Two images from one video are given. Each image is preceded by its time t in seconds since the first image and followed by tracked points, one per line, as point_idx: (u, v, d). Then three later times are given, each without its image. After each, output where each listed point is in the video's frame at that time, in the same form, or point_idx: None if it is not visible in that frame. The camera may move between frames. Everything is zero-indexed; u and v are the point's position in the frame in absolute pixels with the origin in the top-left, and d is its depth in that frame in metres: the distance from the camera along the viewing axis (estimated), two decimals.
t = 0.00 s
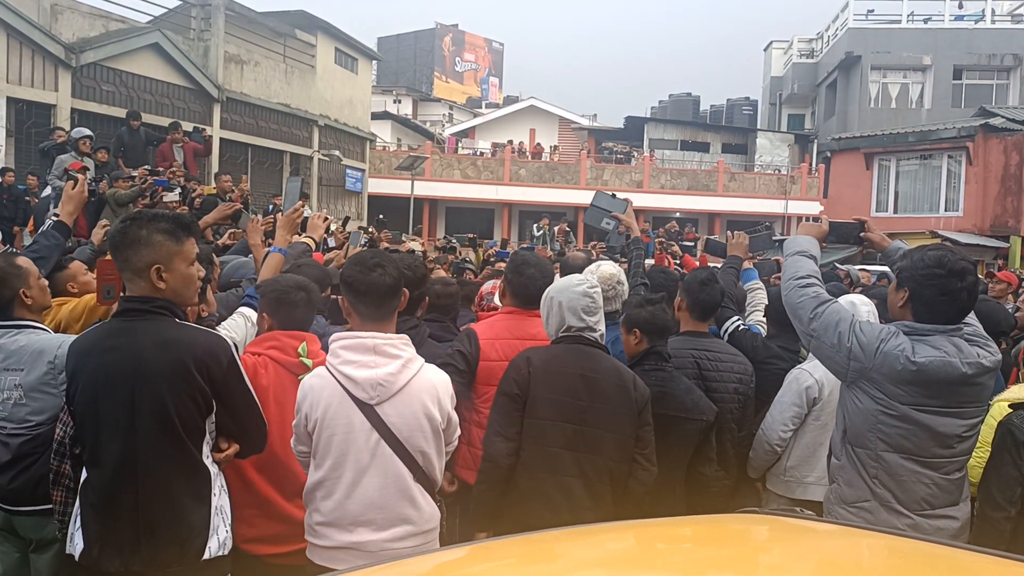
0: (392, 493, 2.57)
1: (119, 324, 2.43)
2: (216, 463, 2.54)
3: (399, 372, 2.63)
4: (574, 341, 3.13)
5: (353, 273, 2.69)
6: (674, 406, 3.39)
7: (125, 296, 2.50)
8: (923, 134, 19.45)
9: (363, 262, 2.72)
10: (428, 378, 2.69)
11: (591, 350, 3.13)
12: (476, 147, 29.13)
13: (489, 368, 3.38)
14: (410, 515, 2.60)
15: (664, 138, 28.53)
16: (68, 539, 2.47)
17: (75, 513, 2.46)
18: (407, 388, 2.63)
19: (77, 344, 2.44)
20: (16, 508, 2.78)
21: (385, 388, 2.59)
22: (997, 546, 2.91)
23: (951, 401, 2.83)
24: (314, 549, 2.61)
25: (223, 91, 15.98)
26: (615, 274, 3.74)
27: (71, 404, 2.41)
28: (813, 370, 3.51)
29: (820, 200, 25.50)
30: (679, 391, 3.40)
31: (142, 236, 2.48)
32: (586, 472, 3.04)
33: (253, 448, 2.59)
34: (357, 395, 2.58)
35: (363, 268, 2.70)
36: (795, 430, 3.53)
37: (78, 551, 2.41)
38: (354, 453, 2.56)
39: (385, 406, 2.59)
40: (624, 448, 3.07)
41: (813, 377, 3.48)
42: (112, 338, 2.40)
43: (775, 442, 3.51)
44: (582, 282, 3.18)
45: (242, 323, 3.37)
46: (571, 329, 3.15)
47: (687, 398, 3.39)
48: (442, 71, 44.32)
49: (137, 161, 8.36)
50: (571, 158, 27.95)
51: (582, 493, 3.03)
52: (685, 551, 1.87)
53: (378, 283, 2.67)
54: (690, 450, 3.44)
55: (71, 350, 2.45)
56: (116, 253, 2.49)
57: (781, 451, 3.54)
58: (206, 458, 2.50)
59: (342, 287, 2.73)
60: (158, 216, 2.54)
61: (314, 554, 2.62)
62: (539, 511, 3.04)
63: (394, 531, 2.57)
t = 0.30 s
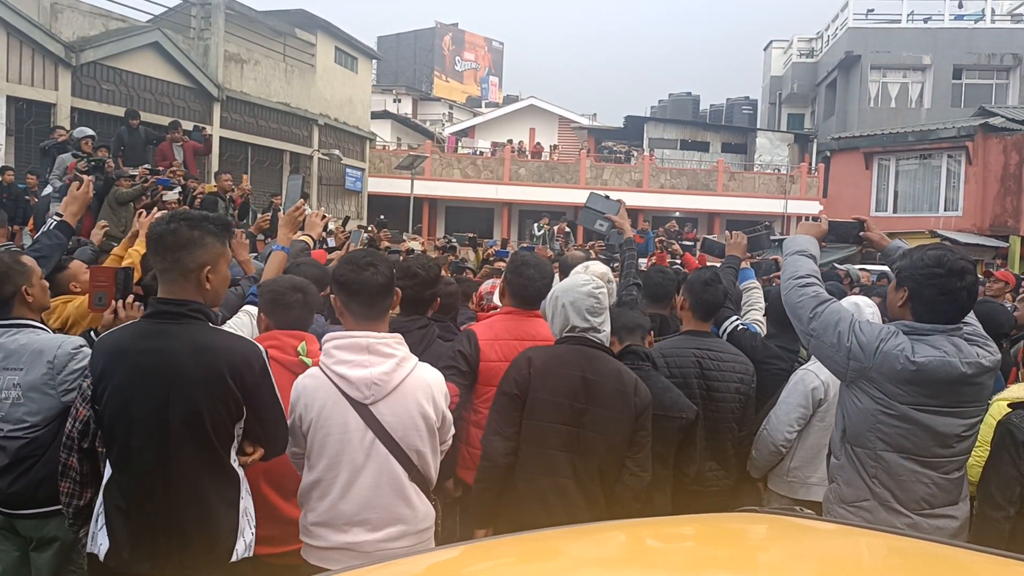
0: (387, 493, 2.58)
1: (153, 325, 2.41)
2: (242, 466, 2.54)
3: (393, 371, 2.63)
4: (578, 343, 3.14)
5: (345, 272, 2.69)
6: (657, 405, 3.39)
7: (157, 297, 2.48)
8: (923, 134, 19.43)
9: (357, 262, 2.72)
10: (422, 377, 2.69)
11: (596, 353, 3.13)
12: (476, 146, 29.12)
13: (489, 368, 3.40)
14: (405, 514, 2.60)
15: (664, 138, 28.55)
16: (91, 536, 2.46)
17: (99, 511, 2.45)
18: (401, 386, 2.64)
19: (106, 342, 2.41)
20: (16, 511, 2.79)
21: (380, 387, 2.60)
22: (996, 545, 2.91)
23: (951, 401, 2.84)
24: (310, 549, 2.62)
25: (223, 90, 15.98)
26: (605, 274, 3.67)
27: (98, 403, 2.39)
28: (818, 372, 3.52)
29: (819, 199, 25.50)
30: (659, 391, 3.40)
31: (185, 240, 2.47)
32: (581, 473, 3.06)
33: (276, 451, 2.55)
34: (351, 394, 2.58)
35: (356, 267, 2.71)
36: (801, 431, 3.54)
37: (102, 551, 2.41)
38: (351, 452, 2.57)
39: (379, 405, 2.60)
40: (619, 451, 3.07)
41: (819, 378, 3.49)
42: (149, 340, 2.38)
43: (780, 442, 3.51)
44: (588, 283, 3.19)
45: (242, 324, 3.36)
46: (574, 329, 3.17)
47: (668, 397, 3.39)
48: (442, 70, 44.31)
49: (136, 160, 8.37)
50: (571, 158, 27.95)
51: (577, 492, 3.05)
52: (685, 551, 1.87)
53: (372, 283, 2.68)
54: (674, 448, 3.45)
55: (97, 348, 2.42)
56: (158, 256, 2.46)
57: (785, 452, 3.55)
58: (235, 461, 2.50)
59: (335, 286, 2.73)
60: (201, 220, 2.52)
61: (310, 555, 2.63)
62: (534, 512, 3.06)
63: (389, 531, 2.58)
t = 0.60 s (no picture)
0: (374, 488, 2.57)
1: (115, 315, 2.41)
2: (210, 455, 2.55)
3: (379, 365, 2.62)
4: (549, 340, 3.12)
5: (337, 266, 2.69)
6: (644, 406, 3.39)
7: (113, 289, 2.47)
8: (925, 136, 19.41)
9: (347, 256, 2.71)
10: (410, 371, 2.68)
11: (565, 348, 3.13)
12: (477, 143, 29.10)
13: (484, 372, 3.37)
14: (396, 508, 2.60)
15: (665, 138, 28.54)
16: (55, 536, 2.43)
17: (65, 507, 2.42)
18: (387, 380, 2.62)
19: (66, 336, 2.40)
20: (9, 506, 2.74)
21: (365, 380, 2.59)
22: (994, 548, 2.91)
23: (949, 403, 2.83)
24: (302, 543, 2.62)
25: (224, 84, 15.96)
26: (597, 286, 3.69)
27: (61, 398, 2.38)
28: (820, 378, 3.50)
29: (820, 200, 25.48)
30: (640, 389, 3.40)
31: (140, 230, 2.43)
32: (574, 470, 3.08)
33: (245, 441, 2.59)
34: (337, 388, 2.58)
35: (346, 261, 2.69)
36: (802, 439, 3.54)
37: (70, 547, 2.38)
38: (339, 446, 2.56)
39: (365, 399, 2.59)
40: (606, 441, 3.11)
41: (821, 385, 3.49)
42: (109, 331, 2.39)
43: (784, 451, 3.49)
44: (538, 277, 3.17)
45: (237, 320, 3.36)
46: (534, 327, 3.15)
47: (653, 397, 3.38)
48: (443, 68, 44.25)
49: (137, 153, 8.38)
50: (572, 156, 27.92)
51: (571, 490, 3.07)
52: (678, 547, 1.87)
53: (363, 277, 2.67)
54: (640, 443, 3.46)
55: (60, 341, 2.40)
56: (112, 248, 2.43)
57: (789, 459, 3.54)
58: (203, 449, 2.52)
59: (327, 281, 2.73)
60: (153, 209, 2.50)
61: (302, 549, 2.63)
62: (526, 516, 3.05)
63: (380, 526, 2.58)
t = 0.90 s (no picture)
0: (374, 487, 2.57)
1: (124, 315, 2.41)
2: (215, 454, 2.54)
3: (378, 364, 2.62)
4: (545, 340, 3.12)
5: (335, 265, 2.69)
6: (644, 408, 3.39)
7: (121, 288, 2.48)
8: (925, 137, 19.42)
9: (345, 254, 2.71)
10: (410, 370, 2.68)
11: (565, 349, 3.12)
12: (478, 143, 29.11)
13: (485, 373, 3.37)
14: (396, 508, 2.60)
15: (665, 138, 28.56)
16: (61, 534, 2.44)
17: (70, 505, 2.42)
18: (386, 380, 2.63)
19: (73, 335, 2.40)
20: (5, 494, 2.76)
21: (364, 380, 2.59)
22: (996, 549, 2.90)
23: (949, 404, 2.83)
24: (301, 544, 2.62)
25: (224, 83, 15.96)
26: (598, 287, 3.72)
27: (68, 396, 2.38)
28: (807, 382, 3.47)
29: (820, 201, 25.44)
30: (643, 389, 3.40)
31: (150, 229, 2.44)
32: (573, 471, 3.08)
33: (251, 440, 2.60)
34: (336, 388, 2.58)
35: (345, 261, 2.69)
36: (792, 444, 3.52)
37: (75, 547, 2.38)
38: (339, 446, 2.57)
39: (364, 398, 2.59)
40: (606, 441, 3.11)
41: (809, 390, 3.45)
42: (116, 331, 2.38)
43: (774, 457, 3.47)
44: (537, 276, 3.18)
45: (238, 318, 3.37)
46: (533, 326, 3.15)
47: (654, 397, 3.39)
48: (444, 68, 44.26)
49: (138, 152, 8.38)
50: (572, 156, 27.92)
51: (571, 490, 3.07)
52: (678, 548, 1.87)
53: (361, 277, 2.67)
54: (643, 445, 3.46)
55: (68, 340, 2.40)
56: (121, 248, 2.44)
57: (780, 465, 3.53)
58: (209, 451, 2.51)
59: (325, 280, 2.73)
60: (163, 210, 2.51)
61: (301, 549, 2.63)
62: (526, 516, 3.05)
63: (380, 526, 2.58)
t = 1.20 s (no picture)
0: (374, 487, 2.57)
1: (155, 314, 2.40)
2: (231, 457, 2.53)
3: (380, 365, 2.62)
4: (545, 340, 3.12)
5: (336, 265, 2.69)
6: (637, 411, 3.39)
7: (150, 286, 2.46)
8: (925, 139, 19.41)
9: (346, 255, 2.70)
10: (410, 371, 2.68)
11: (564, 350, 3.12)
12: (477, 143, 29.11)
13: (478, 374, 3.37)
14: (396, 509, 2.60)
15: (666, 139, 28.57)
16: (73, 529, 2.42)
17: (84, 501, 2.41)
18: (386, 380, 2.62)
19: (99, 329, 2.38)
20: (14, 469, 2.82)
21: (365, 380, 2.59)
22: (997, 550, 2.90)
23: (948, 406, 2.84)
24: (299, 542, 2.62)
25: (224, 83, 15.96)
26: (599, 286, 3.67)
27: (90, 391, 2.37)
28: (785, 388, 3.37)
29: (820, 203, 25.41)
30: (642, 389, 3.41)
31: (186, 230, 2.43)
32: (568, 472, 3.07)
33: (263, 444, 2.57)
34: (336, 387, 2.58)
35: (345, 261, 2.69)
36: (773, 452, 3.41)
37: (88, 544, 2.37)
38: (337, 445, 2.56)
39: (365, 398, 2.59)
40: (601, 441, 3.10)
41: (787, 394, 3.35)
42: (146, 329, 2.37)
43: (758, 466, 3.35)
44: (540, 276, 3.15)
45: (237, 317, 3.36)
46: (533, 324, 3.15)
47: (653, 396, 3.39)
48: (444, 68, 44.27)
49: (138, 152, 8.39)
50: (572, 157, 27.93)
51: (564, 490, 3.06)
52: (678, 549, 1.86)
53: (361, 277, 2.67)
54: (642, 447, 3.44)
55: (92, 335, 2.38)
56: (156, 247, 2.42)
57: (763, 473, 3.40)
58: (224, 452, 2.49)
59: (326, 280, 2.73)
60: (199, 212, 2.50)
61: (299, 548, 2.63)
62: (520, 515, 3.05)
63: (378, 526, 2.58)
